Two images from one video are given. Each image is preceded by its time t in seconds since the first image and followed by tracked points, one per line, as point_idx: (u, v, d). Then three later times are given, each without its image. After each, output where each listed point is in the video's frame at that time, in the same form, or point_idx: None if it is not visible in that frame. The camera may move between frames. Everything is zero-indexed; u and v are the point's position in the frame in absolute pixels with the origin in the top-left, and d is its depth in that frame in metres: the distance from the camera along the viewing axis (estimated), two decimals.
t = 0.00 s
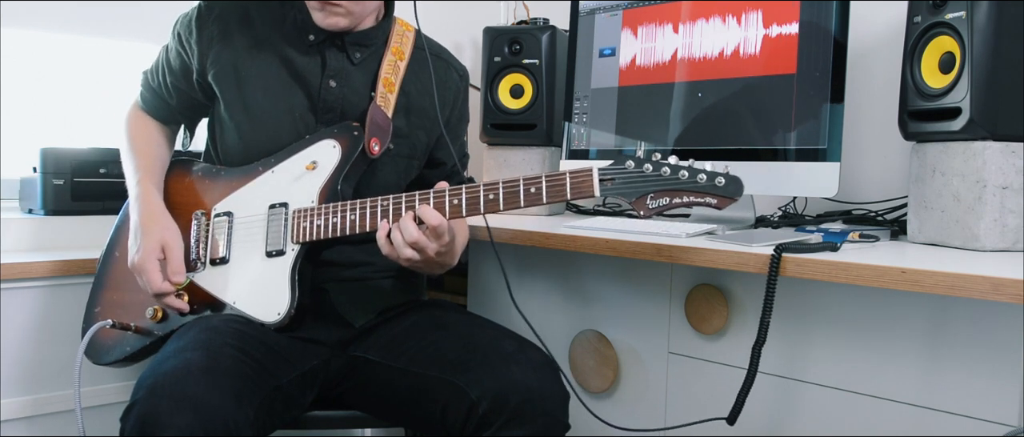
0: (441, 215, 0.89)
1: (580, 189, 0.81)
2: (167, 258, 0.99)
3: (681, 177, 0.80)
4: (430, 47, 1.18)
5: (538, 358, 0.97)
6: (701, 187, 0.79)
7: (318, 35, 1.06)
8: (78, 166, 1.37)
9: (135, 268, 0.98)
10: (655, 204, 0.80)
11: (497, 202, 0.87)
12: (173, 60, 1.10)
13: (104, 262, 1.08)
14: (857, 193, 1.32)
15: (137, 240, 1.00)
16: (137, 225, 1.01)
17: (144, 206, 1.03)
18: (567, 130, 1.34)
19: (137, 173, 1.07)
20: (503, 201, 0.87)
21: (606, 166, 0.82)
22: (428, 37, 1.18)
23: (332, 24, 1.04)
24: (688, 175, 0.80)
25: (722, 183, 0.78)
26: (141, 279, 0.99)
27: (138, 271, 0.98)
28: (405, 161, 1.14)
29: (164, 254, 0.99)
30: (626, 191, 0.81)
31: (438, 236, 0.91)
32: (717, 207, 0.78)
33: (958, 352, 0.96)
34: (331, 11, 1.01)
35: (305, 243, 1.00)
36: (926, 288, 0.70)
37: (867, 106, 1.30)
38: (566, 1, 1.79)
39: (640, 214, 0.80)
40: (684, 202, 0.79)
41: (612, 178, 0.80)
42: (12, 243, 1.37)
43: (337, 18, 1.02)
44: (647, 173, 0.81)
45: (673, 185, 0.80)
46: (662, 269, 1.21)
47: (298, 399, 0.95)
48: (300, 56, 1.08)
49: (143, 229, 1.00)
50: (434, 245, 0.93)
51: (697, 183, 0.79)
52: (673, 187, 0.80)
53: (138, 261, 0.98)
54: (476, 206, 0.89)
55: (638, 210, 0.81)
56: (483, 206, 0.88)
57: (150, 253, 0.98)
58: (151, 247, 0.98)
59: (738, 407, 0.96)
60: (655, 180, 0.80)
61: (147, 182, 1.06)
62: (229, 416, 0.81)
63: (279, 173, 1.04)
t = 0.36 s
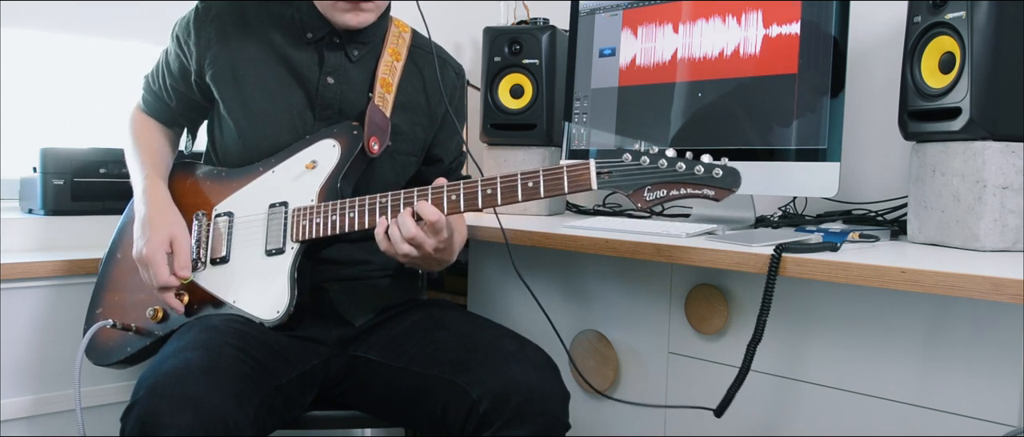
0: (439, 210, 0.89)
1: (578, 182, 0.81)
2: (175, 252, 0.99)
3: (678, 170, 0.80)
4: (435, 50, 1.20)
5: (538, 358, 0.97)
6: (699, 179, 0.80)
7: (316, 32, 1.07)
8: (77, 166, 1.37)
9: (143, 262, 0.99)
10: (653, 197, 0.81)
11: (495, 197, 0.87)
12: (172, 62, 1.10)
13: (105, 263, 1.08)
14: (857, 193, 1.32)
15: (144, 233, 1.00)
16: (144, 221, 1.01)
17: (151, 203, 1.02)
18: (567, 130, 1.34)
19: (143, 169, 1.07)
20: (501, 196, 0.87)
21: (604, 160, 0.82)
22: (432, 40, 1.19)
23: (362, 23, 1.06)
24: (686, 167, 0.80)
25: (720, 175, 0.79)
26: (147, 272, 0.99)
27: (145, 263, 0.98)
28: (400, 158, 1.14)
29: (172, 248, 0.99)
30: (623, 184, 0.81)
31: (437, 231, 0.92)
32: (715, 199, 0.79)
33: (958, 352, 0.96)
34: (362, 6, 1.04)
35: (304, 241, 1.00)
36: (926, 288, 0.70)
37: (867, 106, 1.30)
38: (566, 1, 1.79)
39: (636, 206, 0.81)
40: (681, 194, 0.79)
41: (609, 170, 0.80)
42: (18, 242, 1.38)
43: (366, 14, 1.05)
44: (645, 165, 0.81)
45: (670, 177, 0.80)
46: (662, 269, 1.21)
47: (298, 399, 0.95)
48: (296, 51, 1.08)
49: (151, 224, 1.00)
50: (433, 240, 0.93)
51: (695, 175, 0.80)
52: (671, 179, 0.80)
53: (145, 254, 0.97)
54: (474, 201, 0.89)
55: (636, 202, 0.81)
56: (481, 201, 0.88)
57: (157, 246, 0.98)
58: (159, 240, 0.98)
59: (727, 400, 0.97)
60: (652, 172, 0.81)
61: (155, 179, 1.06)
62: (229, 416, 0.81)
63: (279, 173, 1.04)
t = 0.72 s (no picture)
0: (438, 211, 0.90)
1: (579, 185, 0.81)
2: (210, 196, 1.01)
3: (680, 173, 0.80)
4: (427, 44, 1.20)
5: (538, 357, 0.97)
6: (700, 183, 0.79)
7: (313, 33, 1.08)
8: (77, 165, 1.39)
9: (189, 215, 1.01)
10: (654, 200, 0.80)
11: (495, 199, 0.87)
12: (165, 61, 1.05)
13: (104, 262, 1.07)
14: (857, 193, 1.32)
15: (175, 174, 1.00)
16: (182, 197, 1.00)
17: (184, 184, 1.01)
18: (567, 130, 1.34)
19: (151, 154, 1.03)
20: (502, 199, 0.87)
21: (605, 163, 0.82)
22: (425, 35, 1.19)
23: (363, 23, 1.06)
24: (687, 171, 0.80)
25: (721, 179, 0.79)
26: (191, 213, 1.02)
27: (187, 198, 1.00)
28: (399, 157, 1.14)
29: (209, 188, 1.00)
30: (625, 187, 0.80)
31: (437, 233, 0.92)
32: (715, 203, 0.79)
33: (958, 352, 0.96)
34: (362, 8, 1.02)
35: (304, 242, 1.01)
36: (926, 288, 0.70)
37: (867, 106, 1.30)
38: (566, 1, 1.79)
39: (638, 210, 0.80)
40: (682, 198, 0.79)
41: (611, 174, 0.80)
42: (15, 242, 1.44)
43: (367, 15, 1.04)
44: (646, 169, 0.81)
45: (673, 181, 0.80)
46: (662, 269, 1.21)
47: (298, 399, 0.95)
48: (293, 52, 1.08)
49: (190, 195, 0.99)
50: (434, 242, 0.93)
51: (696, 179, 0.79)
52: (673, 183, 0.80)
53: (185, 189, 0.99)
54: (475, 202, 0.89)
55: (637, 206, 0.80)
56: (481, 203, 0.89)
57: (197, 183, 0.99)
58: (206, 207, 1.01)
59: (726, 393, 0.98)
60: (654, 176, 0.80)
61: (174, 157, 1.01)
62: (230, 416, 0.81)
63: (278, 172, 1.04)
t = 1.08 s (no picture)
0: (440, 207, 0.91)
1: (576, 184, 0.81)
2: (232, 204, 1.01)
3: (679, 171, 0.80)
4: (427, 43, 1.20)
5: (538, 357, 0.97)
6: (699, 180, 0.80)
7: (312, 34, 1.08)
8: (78, 166, 1.36)
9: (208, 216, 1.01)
10: (654, 198, 0.81)
11: (494, 199, 0.87)
12: (162, 59, 1.07)
13: (104, 264, 1.08)
14: (857, 193, 1.32)
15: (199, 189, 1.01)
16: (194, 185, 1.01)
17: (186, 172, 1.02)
18: (567, 129, 1.34)
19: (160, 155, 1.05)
20: (500, 198, 0.87)
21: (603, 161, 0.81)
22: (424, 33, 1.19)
23: (364, 25, 1.06)
24: (687, 169, 0.80)
25: (721, 176, 0.79)
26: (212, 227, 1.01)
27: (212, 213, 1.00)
28: (399, 157, 1.14)
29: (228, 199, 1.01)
30: (623, 185, 0.80)
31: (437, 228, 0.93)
32: (715, 200, 0.80)
33: (958, 352, 0.96)
34: (363, 10, 1.02)
35: (303, 242, 1.01)
36: (925, 288, 0.70)
37: (867, 106, 1.30)
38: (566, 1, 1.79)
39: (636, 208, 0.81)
40: (681, 196, 0.80)
41: (610, 172, 0.80)
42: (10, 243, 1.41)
43: (368, 17, 1.04)
44: (645, 167, 0.81)
45: (672, 178, 0.80)
46: (662, 269, 1.21)
47: (297, 399, 0.95)
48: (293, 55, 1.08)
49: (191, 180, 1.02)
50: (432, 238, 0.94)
51: (695, 176, 0.80)
52: (672, 180, 0.80)
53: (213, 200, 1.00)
54: (474, 201, 0.89)
55: (636, 204, 0.81)
56: (480, 202, 0.89)
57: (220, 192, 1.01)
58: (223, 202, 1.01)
59: (728, 405, 0.99)
60: (653, 174, 0.80)
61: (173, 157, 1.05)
62: (229, 416, 0.81)
63: (277, 171, 1.04)
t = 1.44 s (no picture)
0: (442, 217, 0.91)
1: (580, 193, 0.81)
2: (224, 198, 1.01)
3: (683, 183, 0.81)
4: (425, 43, 1.19)
5: (538, 357, 0.97)
6: (705, 193, 0.81)
7: (310, 35, 1.07)
8: (78, 166, 1.37)
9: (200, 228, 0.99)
10: (658, 210, 0.81)
11: (497, 206, 0.87)
12: (163, 64, 1.09)
13: (104, 261, 1.08)
14: (857, 193, 1.32)
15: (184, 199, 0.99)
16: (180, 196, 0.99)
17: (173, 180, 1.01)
18: (567, 130, 1.34)
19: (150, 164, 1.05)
20: (503, 205, 0.87)
21: (607, 170, 0.81)
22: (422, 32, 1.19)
23: (364, 29, 1.06)
24: (691, 181, 0.81)
25: (725, 189, 0.80)
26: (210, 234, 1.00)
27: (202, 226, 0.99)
28: (399, 158, 1.14)
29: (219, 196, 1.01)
30: (627, 196, 0.81)
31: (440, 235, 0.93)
32: (720, 213, 0.81)
33: (958, 352, 0.96)
34: (361, 14, 1.03)
35: (305, 245, 1.01)
36: (926, 288, 0.70)
37: (867, 106, 1.30)
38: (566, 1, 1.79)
39: (642, 220, 0.81)
40: (686, 208, 0.81)
41: (614, 183, 0.80)
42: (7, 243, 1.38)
43: (367, 20, 1.05)
44: (650, 178, 0.81)
45: (676, 190, 0.81)
46: (662, 269, 1.21)
47: (298, 399, 0.95)
48: (293, 57, 1.08)
49: (179, 188, 1.00)
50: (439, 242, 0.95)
51: (699, 189, 0.81)
52: (675, 192, 0.81)
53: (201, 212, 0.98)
54: (477, 209, 0.89)
55: (640, 215, 0.81)
56: (483, 210, 0.89)
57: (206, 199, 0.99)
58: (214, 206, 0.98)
59: (726, 396, 0.98)
60: (658, 185, 0.81)
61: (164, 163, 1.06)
62: (230, 415, 0.81)
63: (278, 173, 1.04)
